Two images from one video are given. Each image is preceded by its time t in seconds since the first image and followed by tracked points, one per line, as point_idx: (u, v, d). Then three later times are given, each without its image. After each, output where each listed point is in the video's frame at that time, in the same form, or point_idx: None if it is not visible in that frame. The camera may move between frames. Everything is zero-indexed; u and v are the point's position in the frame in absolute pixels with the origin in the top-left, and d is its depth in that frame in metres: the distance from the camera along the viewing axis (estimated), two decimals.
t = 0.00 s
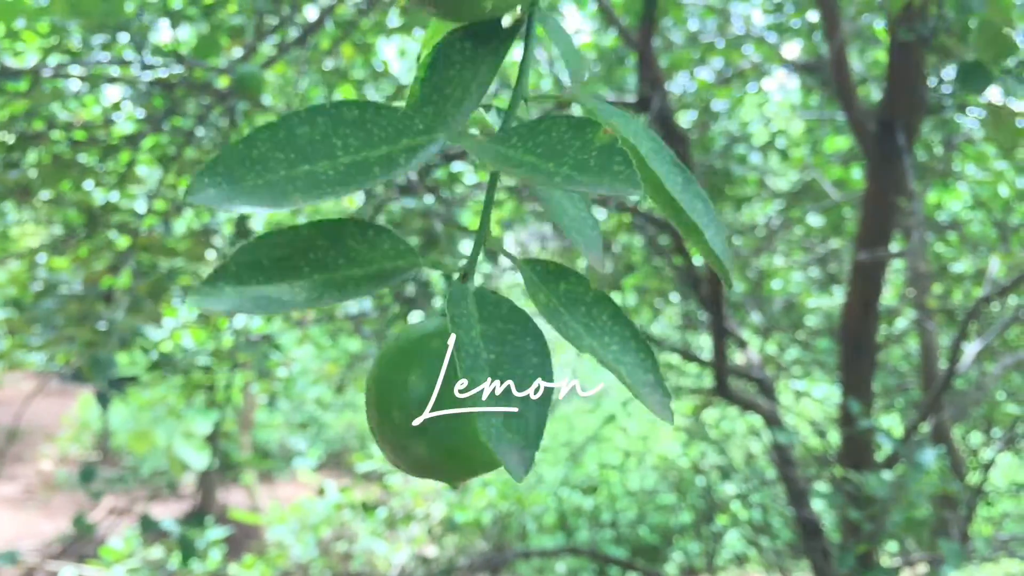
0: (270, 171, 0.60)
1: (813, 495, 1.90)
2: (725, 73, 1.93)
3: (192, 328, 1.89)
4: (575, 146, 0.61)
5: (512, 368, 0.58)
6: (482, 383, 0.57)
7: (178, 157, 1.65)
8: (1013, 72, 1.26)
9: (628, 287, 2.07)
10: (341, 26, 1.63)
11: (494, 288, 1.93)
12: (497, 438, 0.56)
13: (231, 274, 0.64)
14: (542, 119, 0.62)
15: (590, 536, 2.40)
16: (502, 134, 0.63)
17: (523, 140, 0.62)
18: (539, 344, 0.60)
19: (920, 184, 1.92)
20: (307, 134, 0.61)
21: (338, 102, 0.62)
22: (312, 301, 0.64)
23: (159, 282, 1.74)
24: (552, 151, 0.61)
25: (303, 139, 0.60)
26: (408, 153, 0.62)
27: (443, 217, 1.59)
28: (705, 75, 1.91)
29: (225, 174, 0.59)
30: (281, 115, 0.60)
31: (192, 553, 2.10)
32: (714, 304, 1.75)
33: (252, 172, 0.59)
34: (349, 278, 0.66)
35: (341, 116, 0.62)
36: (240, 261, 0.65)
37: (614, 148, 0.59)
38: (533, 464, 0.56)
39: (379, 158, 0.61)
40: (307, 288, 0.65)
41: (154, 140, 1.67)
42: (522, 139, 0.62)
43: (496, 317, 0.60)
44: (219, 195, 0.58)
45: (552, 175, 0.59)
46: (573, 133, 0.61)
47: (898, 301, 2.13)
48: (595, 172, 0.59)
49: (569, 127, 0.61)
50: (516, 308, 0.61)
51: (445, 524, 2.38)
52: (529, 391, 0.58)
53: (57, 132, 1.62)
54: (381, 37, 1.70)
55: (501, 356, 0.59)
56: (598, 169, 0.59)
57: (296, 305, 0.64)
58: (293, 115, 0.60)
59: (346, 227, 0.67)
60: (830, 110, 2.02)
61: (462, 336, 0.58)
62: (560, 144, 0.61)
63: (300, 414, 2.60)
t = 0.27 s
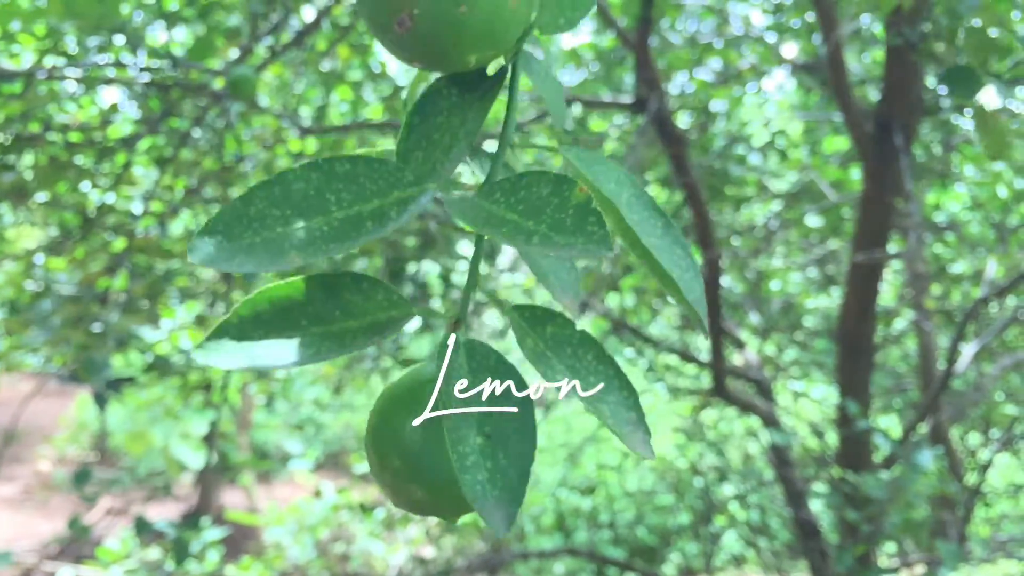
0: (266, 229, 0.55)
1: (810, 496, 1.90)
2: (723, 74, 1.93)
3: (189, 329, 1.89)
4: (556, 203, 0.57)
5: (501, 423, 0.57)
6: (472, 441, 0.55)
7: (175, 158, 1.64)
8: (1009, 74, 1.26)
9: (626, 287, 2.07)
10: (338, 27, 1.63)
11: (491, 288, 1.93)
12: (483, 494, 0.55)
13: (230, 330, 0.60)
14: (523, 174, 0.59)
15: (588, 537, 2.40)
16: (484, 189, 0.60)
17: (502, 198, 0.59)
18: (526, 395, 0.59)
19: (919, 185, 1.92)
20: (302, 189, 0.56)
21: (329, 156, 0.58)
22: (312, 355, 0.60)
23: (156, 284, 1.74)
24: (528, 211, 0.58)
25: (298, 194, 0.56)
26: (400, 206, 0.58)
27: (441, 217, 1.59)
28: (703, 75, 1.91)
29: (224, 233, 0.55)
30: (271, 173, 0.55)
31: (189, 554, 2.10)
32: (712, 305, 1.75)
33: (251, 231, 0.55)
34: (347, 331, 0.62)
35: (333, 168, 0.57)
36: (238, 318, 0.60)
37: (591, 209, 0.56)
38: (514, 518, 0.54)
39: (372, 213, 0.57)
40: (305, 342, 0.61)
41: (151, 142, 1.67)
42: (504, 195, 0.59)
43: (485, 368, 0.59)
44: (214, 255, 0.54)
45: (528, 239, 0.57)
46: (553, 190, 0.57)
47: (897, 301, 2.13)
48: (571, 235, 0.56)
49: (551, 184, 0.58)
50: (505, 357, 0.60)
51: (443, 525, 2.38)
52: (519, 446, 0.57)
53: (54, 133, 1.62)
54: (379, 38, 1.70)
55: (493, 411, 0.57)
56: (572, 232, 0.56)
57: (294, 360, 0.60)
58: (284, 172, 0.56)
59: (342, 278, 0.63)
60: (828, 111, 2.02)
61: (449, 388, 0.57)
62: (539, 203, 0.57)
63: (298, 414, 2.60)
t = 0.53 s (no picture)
0: (210, 246, 0.60)
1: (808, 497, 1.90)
2: (721, 75, 1.93)
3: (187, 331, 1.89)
4: (490, 230, 0.60)
5: (432, 447, 0.61)
6: (402, 467, 0.59)
7: (172, 159, 1.64)
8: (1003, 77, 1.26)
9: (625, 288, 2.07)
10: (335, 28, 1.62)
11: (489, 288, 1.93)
12: (410, 521, 0.58)
13: (174, 345, 0.63)
14: (463, 199, 0.61)
15: (587, 537, 2.40)
16: (425, 211, 0.62)
17: (442, 220, 0.61)
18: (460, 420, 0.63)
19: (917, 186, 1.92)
20: (246, 209, 0.61)
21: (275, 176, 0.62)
22: (252, 372, 0.63)
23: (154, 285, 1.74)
24: (466, 234, 0.60)
25: (241, 214, 0.61)
26: (344, 225, 0.62)
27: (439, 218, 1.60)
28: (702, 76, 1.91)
29: (167, 249, 0.60)
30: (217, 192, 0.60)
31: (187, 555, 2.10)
32: (710, 307, 1.75)
33: (194, 249, 0.60)
34: (288, 349, 0.66)
35: (281, 191, 0.62)
36: (183, 333, 0.64)
37: (525, 238, 0.59)
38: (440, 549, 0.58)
39: (316, 232, 0.61)
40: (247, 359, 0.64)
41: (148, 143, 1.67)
42: (444, 218, 0.61)
43: (421, 390, 0.62)
44: (160, 270, 0.59)
45: (462, 263, 0.59)
46: (490, 216, 0.60)
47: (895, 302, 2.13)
48: (503, 261, 0.59)
49: (487, 210, 0.60)
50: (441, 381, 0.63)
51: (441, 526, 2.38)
52: (448, 471, 0.60)
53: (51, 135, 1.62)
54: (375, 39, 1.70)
55: (423, 435, 0.61)
56: (505, 260, 0.59)
57: (235, 377, 0.63)
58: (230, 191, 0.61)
59: (286, 299, 0.67)
60: (826, 112, 2.02)
61: (384, 413, 0.61)
62: (476, 228, 0.60)
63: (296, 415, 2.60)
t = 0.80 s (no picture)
0: (138, 239, 0.54)
1: (808, 497, 1.90)
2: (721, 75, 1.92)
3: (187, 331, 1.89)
4: (422, 222, 0.54)
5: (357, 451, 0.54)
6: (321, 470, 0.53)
7: (171, 160, 1.64)
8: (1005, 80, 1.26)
9: (624, 288, 2.07)
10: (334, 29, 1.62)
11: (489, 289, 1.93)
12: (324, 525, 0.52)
13: (95, 338, 0.59)
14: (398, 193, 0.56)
15: (587, 538, 2.40)
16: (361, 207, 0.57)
17: (377, 216, 0.56)
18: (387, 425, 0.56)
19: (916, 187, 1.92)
20: (179, 202, 0.55)
21: (209, 169, 0.56)
22: (171, 372, 0.59)
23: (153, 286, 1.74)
24: (397, 229, 0.54)
25: (174, 207, 0.54)
26: (278, 222, 0.56)
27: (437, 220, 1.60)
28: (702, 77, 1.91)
29: (92, 241, 0.53)
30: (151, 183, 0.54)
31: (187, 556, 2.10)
32: (709, 307, 1.76)
33: (120, 241, 0.54)
34: (214, 347, 0.60)
35: (213, 184, 0.56)
36: (106, 328, 0.59)
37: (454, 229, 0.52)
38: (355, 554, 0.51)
39: (249, 227, 0.55)
40: (168, 358, 0.60)
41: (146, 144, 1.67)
42: (378, 212, 0.56)
43: (350, 394, 0.57)
44: (83, 265, 0.53)
45: (386, 256, 0.53)
46: (423, 209, 0.54)
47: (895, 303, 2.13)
48: (431, 255, 0.52)
49: (421, 202, 0.55)
50: (371, 385, 0.57)
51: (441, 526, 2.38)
52: (371, 477, 0.54)
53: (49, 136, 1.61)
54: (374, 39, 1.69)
55: (346, 439, 0.55)
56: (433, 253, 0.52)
57: (155, 375, 0.59)
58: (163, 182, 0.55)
59: (215, 293, 0.62)
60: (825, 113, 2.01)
61: (307, 415, 0.55)
62: (407, 222, 0.54)
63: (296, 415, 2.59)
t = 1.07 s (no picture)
0: (133, 237, 0.52)
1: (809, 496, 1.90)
2: (721, 74, 1.92)
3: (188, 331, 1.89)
4: (418, 227, 0.54)
5: (350, 454, 0.54)
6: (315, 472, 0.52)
7: (171, 159, 1.64)
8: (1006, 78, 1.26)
9: (625, 287, 2.07)
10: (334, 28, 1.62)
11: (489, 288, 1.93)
12: (317, 530, 0.51)
13: (91, 336, 0.57)
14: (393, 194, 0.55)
15: (588, 536, 2.40)
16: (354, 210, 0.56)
17: (373, 216, 0.55)
18: (379, 427, 0.55)
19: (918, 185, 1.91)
20: (174, 202, 0.53)
21: (205, 167, 0.54)
22: (167, 373, 0.57)
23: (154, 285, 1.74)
24: (391, 232, 0.54)
25: (169, 206, 0.53)
26: (274, 223, 0.55)
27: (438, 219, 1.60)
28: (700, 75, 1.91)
29: (88, 239, 0.51)
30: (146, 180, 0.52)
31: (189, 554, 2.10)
32: (709, 306, 1.75)
33: (116, 240, 0.52)
34: (208, 348, 0.59)
35: (210, 183, 0.54)
36: (102, 324, 0.57)
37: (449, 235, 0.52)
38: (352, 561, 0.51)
39: (245, 228, 0.54)
40: (163, 357, 0.58)
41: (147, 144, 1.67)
42: (374, 215, 0.55)
43: (343, 396, 0.56)
44: (79, 263, 0.51)
45: (381, 261, 0.53)
46: (418, 213, 0.54)
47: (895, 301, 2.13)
48: (425, 261, 0.52)
49: (416, 205, 0.54)
50: (365, 388, 0.57)
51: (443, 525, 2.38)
52: (365, 480, 0.53)
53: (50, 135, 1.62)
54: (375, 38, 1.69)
55: (339, 441, 0.54)
56: (427, 260, 0.52)
57: (151, 376, 0.57)
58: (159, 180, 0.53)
59: (212, 292, 0.60)
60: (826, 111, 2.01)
61: (300, 417, 0.54)
62: (402, 226, 0.54)
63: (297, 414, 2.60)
